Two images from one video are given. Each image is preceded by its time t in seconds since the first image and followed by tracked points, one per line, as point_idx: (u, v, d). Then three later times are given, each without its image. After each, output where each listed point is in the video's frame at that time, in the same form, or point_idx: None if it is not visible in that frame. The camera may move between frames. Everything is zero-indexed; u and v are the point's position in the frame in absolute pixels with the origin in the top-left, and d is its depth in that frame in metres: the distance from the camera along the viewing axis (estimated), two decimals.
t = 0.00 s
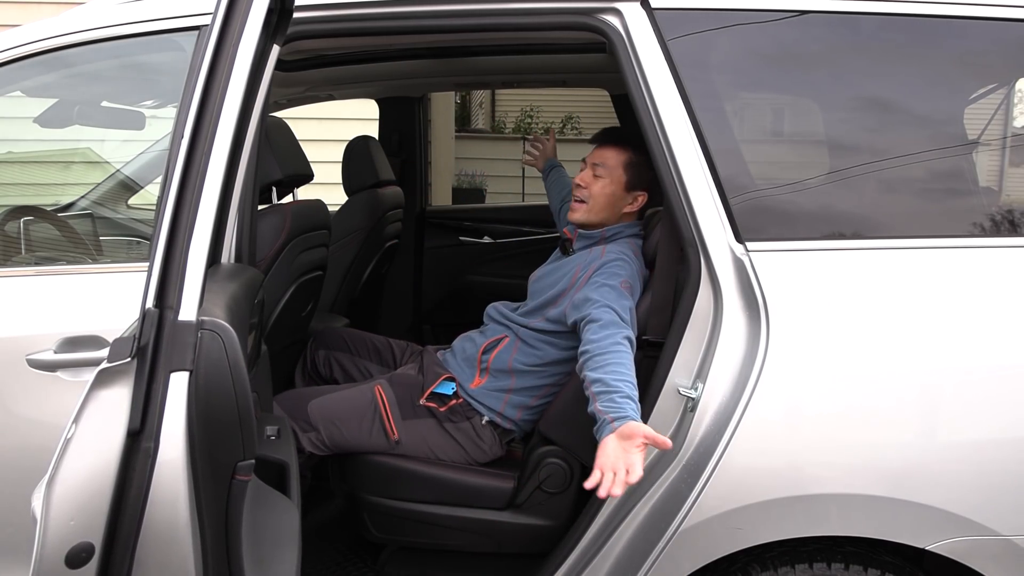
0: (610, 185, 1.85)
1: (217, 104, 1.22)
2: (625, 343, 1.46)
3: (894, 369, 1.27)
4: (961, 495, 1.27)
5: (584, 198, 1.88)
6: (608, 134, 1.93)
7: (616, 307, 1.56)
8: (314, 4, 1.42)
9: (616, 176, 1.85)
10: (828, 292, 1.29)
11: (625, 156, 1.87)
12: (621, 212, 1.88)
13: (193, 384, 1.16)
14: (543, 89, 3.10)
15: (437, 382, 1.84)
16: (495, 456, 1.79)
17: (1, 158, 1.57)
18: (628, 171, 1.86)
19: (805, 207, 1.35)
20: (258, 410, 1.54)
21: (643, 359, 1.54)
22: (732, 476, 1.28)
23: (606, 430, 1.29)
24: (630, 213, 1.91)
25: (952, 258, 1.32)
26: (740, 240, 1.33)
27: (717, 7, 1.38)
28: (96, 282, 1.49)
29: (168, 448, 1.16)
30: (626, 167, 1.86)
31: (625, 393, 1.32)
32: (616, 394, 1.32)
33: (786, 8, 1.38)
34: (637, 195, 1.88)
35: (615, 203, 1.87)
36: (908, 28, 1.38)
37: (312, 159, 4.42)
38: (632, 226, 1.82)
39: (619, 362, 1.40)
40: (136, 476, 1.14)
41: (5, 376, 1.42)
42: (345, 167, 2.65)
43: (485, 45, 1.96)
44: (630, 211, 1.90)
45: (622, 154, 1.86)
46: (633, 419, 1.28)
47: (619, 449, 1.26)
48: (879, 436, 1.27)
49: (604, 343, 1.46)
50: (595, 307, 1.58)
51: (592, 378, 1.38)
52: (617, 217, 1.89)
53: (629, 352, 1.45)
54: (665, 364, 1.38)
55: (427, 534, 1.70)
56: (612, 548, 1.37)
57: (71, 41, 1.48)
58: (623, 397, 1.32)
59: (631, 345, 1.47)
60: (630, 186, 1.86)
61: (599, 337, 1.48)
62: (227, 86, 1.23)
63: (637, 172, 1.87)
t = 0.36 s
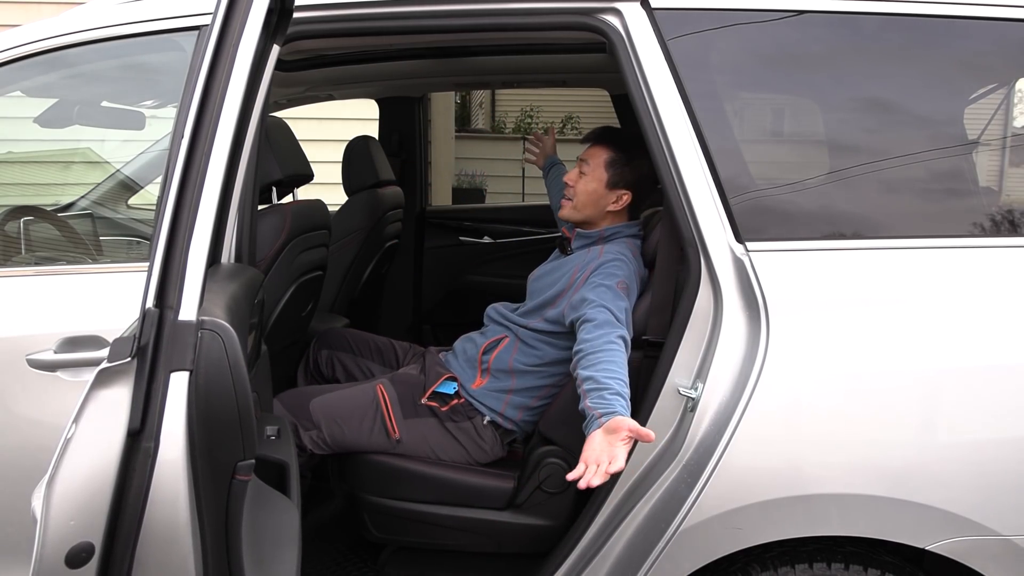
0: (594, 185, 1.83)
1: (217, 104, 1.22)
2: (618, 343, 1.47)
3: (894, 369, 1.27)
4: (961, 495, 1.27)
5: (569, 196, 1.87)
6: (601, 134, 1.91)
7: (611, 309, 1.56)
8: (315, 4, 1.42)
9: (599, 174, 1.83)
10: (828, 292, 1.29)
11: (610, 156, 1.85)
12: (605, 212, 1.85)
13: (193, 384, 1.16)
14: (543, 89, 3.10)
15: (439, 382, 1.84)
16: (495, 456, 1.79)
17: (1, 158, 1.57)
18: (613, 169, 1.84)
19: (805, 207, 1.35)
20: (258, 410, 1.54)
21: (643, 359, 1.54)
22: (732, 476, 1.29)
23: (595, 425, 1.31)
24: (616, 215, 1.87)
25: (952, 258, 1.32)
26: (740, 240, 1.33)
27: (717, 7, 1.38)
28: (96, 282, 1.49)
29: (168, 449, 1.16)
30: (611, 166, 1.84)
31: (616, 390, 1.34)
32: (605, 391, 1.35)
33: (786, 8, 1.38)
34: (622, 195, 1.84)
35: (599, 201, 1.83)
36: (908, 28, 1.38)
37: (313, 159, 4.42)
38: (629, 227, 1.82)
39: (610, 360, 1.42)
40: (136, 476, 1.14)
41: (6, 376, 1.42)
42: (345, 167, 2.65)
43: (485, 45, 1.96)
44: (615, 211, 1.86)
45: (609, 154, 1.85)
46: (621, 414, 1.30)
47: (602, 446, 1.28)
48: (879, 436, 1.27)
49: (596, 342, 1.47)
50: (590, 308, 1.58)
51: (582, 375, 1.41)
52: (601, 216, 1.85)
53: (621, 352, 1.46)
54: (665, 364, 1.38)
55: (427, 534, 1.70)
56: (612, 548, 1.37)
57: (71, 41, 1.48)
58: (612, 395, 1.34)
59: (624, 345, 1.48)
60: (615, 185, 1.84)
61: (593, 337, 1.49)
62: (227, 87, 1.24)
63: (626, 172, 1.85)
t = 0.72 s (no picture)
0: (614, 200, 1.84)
1: (217, 104, 1.22)
2: (614, 351, 1.47)
3: (894, 369, 1.27)
4: (961, 496, 1.27)
5: (584, 206, 1.85)
6: (598, 135, 1.89)
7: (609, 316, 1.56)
8: (314, 4, 1.42)
9: (619, 185, 1.83)
10: (828, 292, 1.29)
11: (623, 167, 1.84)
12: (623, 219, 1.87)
13: (192, 384, 1.15)
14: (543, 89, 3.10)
15: (439, 382, 1.84)
16: (496, 456, 1.79)
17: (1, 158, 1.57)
18: (632, 178, 1.84)
19: (805, 207, 1.35)
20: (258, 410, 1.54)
21: (643, 359, 1.54)
22: (733, 476, 1.28)
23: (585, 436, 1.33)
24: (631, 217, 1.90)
25: (952, 258, 1.32)
26: (741, 240, 1.33)
27: (717, 7, 1.38)
28: (96, 282, 1.49)
29: (168, 449, 1.16)
30: (629, 174, 1.84)
31: (607, 399, 1.36)
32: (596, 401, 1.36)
33: (786, 8, 1.38)
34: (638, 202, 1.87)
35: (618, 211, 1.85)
36: (908, 28, 1.38)
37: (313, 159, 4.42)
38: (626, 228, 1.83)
39: (604, 369, 1.42)
40: (136, 476, 1.14)
41: (6, 376, 1.42)
42: (345, 167, 2.64)
43: (485, 45, 1.96)
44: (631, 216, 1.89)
45: (624, 161, 1.84)
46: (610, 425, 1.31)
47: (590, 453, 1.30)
48: (879, 436, 1.27)
49: (591, 350, 1.48)
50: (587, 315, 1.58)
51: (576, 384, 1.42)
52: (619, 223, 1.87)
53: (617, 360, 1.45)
54: (665, 364, 1.38)
55: (427, 534, 1.70)
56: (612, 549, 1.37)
57: (71, 41, 1.48)
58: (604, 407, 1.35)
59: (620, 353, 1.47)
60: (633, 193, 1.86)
61: (588, 345, 1.50)
62: (227, 87, 1.23)
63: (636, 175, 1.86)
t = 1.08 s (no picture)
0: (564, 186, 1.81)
1: (217, 104, 1.22)
2: (550, 390, 1.52)
3: (894, 369, 1.27)
4: (962, 496, 1.27)
5: (543, 202, 1.86)
6: (546, 141, 1.87)
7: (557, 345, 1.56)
8: (314, 4, 1.42)
9: (563, 170, 1.81)
10: (828, 292, 1.29)
11: (570, 151, 1.82)
12: (585, 201, 1.83)
13: (192, 384, 1.16)
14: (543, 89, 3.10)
15: (451, 384, 1.83)
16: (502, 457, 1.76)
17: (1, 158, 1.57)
18: (576, 160, 1.81)
19: (805, 207, 1.35)
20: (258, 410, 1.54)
21: (643, 359, 1.55)
22: (733, 476, 1.28)
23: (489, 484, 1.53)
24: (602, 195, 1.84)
25: (952, 258, 1.32)
26: (740, 240, 1.33)
27: (718, 6, 1.38)
28: (95, 282, 1.49)
29: (168, 449, 1.16)
30: (572, 156, 1.81)
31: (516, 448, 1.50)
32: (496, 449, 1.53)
33: (787, 8, 1.38)
34: (596, 179, 1.81)
35: (575, 195, 1.82)
36: (909, 29, 1.37)
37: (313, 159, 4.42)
38: (603, 220, 1.79)
39: (531, 413, 1.51)
40: (136, 475, 1.14)
41: (6, 376, 1.43)
42: (345, 167, 2.64)
43: (485, 46, 1.97)
44: (596, 195, 1.83)
45: (569, 147, 1.82)
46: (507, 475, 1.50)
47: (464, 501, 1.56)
48: (879, 436, 1.27)
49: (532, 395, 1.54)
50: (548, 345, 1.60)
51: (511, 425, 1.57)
52: (586, 207, 1.83)
53: (555, 399, 1.51)
54: (664, 364, 1.38)
55: (427, 534, 1.70)
56: (612, 549, 1.37)
57: (70, 41, 1.48)
58: (506, 457, 1.51)
59: (565, 389, 1.50)
60: (585, 173, 1.81)
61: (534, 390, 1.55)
62: (227, 87, 1.23)
63: (592, 160, 1.82)
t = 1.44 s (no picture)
0: (501, 170, 1.81)
1: (216, 104, 1.22)
2: (548, 375, 1.52)
3: (894, 370, 1.27)
4: (962, 496, 1.27)
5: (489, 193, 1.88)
6: (469, 138, 1.86)
7: (548, 328, 1.55)
8: (314, 4, 1.42)
9: (488, 161, 1.81)
10: (828, 292, 1.29)
11: (494, 134, 1.80)
12: (518, 180, 1.81)
13: (192, 384, 1.15)
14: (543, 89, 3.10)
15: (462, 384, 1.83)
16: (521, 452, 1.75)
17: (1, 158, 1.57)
18: (502, 142, 1.80)
19: (805, 207, 1.35)
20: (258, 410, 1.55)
21: (643, 359, 1.55)
22: (733, 476, 1.28)
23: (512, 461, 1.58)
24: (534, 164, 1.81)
25: (953, 258, 1.32)
26: (740, 240, 1.33)
27: (718, 6, 1.38)
28: (95, 282, 1.49)
29: (167, 449, 1.16)
30: (489, 143, 1.80)
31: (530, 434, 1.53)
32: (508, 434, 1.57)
33: (787, 8, 1.38)
34: (519, 156, 1.79)
35: (507, 179, 1.81)
36: (909, 29, 1.37)
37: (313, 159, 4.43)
38: (558, 198, 1.78)
39: (535, 398, 1.51)
40: (135, 476, 1.14)
41: (5, 376, 1.43)
42: (345, 167, 2.64)
43: (485, 45, 1.97)
44: (527, 169, 1.80)
45: (484, 137, 1.81)
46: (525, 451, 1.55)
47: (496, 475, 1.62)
48: (878, 436, 1.27)
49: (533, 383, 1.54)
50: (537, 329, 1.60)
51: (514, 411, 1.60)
52: (522, 183, 1.81)
53: (552, 382, 1.51)
54: (664, 364, 1.38)
55: (427, 534, 1.70)
56: (611, 549, 1.37)
57: (70, 41, 1.48)
58: (517, 440, 1.55)
59: (564, 373, 1.49)
60: (506, 154, 1.80)
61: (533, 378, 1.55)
62: (226, 86, 1.23)
63: (517, 138, 1.80)
